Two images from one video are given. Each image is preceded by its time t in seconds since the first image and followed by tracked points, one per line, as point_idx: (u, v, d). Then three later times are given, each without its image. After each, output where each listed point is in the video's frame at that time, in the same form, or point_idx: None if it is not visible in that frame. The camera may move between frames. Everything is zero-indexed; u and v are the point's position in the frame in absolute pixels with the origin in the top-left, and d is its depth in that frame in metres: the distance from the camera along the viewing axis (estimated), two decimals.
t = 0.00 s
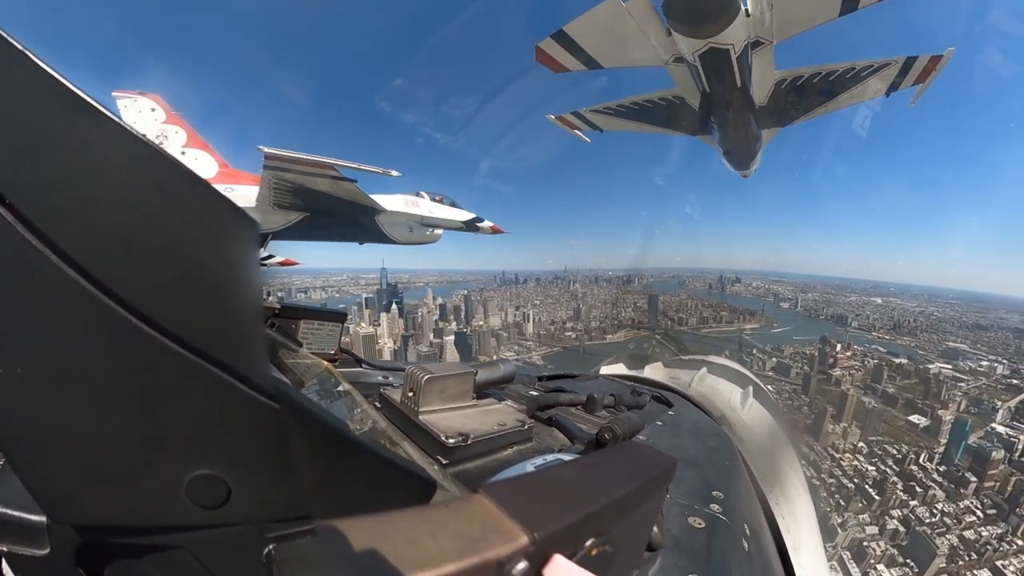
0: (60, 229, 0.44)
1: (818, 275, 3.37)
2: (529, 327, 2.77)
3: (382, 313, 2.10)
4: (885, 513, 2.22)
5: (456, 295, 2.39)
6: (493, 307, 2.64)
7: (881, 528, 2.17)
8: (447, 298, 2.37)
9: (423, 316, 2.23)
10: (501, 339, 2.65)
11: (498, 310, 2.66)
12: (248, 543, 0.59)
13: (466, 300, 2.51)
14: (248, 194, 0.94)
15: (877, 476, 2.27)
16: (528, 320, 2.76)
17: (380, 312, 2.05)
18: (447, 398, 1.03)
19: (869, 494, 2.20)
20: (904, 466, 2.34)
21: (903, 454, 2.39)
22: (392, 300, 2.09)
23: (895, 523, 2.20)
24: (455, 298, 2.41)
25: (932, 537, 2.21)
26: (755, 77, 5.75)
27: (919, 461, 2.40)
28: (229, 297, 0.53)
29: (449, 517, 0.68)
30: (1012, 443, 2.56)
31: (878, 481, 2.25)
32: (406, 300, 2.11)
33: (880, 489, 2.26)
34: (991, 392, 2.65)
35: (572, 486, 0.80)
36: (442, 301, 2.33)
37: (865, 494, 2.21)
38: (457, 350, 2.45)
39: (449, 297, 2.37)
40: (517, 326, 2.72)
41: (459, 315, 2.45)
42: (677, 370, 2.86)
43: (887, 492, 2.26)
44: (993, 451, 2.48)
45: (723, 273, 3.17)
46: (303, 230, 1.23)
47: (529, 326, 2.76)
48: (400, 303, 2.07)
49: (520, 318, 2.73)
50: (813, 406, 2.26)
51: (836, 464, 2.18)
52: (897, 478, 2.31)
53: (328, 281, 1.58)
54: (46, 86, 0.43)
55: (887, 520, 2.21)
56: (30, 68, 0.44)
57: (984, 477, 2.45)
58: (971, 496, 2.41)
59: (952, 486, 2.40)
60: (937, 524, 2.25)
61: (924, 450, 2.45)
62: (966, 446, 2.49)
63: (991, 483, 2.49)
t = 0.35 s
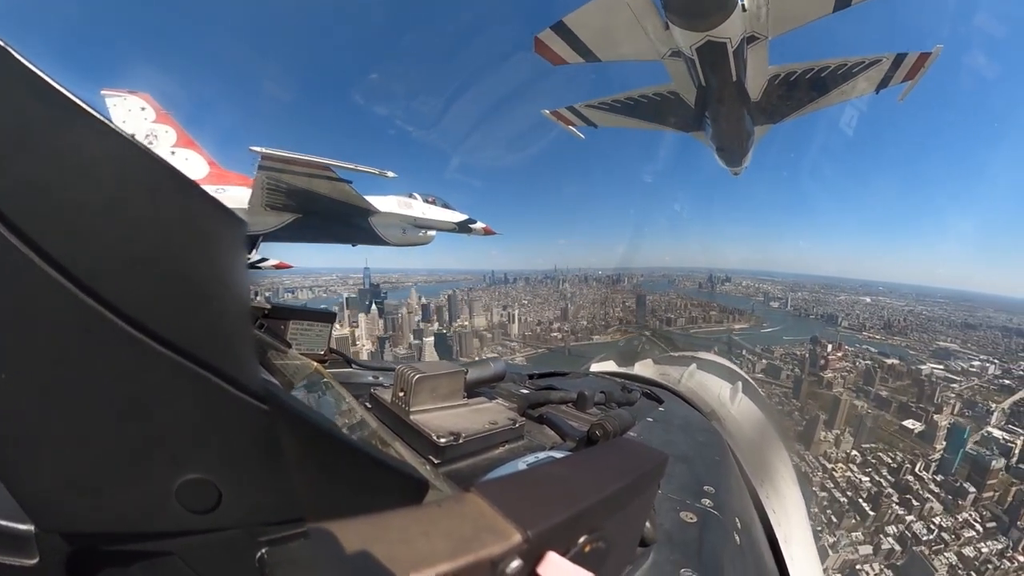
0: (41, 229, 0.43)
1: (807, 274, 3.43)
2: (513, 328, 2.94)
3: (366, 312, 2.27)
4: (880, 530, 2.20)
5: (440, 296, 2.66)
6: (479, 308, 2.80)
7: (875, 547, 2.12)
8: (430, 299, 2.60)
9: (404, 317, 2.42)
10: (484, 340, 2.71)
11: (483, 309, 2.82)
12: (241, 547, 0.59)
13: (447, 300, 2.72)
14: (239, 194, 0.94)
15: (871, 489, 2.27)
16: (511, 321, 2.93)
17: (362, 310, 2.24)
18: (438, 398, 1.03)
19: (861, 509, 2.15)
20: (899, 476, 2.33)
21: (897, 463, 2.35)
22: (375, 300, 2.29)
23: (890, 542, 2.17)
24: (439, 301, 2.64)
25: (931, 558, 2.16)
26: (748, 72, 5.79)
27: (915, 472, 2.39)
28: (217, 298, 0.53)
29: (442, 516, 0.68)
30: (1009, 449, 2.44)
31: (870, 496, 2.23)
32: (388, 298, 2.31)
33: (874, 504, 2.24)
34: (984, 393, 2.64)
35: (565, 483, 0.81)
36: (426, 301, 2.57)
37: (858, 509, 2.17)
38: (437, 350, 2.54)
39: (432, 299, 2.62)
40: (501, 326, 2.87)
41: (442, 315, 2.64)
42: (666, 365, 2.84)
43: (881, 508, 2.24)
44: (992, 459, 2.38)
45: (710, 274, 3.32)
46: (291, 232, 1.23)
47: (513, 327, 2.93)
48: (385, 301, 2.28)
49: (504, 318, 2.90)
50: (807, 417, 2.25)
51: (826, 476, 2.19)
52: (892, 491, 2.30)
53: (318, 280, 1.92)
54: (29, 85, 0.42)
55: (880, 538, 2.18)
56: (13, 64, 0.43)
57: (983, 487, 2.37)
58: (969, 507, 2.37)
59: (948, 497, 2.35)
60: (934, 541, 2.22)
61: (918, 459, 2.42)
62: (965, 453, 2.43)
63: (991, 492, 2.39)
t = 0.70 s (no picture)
0: (28, 225, 0.42)
1: (797, 274, 3.49)
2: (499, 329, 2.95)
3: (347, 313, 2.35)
4: (879, 552, 2.15)
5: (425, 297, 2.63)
6: (465, 308, 2.77)
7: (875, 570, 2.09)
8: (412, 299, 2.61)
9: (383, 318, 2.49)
10: (468, 341, 2.66)
11: (471, 309, 2.81)
12: (231, 548, 0.58)
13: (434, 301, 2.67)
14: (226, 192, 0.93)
15: (869, 509, 2.24)
16: (498, 321, 2.95)
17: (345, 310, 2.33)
18: (429, 398, 1.03)
19: (859, 527, 2.15)
20: (897, 491, 2.35)
21: (896, 476, 2.40)
22: (357, 300, 2.43)
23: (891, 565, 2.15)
24: (423, 301, 2.63)
25: None
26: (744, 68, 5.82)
27: (916, 484, 2.44)
28: (209, 298, 0.53)
29: (434, 516, 0.69)
30: (1012, 457, 2.52)
31: (868, 515, 2.20)
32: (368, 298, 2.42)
33: (873, 524, 2.22)
34: (981, 395, 2.65)
35: (557, 482, 0.82)
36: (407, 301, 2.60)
37: (856, 529, 2.14)
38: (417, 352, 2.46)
39: (418, 301, 2.62)
40: (486, 327, 2.87)
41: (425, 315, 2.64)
42: (658, 365, 2.87)
43: (881, 528, 2.22)
44: (997, 472, 2.45)
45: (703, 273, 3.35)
46: (280, 231, 1.23)
47: (499, 327, 2.92)
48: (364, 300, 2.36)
49: (491, 318, 2.92)
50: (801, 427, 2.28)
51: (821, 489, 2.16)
52: (892, 507, 2.30)
53: (304, 281, 2.16)
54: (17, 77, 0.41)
55: (881, 561, 2.14)
56: None
57: (988, 500, 2.43)
58: (972, 524, 2.40)
59: (950, 513, 2.40)
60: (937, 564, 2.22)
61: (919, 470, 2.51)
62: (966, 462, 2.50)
63: (996, 507, 2.45)
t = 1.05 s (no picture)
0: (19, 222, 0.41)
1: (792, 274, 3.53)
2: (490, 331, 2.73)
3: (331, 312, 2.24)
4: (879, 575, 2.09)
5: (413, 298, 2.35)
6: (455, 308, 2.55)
7: None
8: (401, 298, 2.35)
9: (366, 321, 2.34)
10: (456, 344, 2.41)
11: (462, 309, 2.59)
12: (225, 546, 0.58)
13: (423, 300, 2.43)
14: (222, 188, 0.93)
15: (870, 529, 2.25)
16: (489, 322, 2.71)
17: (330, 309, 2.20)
18: (424, 394, 1.04)
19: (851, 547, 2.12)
20: (900, 507, 2.34)
21: (898, 491, 2.40)
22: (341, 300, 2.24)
23: None
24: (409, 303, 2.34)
25: None
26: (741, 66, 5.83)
27: (918, 499, 2.38)
28: (204, 297, 0.53)
29: (429, 513, 0.69)
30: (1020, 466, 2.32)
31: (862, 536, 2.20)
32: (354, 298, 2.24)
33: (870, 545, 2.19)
34: (981, 398, 2.61)
35: (553, 477, 0.83)
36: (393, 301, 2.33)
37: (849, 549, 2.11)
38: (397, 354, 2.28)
39: (406, 300, 2.36)
40: (477, 328, 2.62)
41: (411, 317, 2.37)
42: (653, 363, 2.92)
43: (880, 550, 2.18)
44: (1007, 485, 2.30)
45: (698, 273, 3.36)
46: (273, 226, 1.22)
47: (489, 328, 2.68)
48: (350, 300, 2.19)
49: (484, 318, 2.70)
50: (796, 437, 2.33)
51: (818, 509, 2.20)
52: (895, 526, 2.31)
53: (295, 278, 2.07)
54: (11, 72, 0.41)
55: None
56: None
57: (996, 517, 2.28)
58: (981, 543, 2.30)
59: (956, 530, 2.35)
60: None
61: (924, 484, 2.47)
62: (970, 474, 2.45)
63: (1004, 524, 2.30)
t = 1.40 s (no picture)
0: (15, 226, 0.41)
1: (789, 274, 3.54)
2: (480, 331, 2.84)
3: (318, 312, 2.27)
4: None
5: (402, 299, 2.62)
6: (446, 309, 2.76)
7: None
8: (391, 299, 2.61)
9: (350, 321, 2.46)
10: (442, 343, 2.57)
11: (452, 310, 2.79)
12: (226, 548, 0.59)
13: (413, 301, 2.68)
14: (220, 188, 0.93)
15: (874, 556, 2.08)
16: (478, 323, 2.86)
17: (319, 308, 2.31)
18: (423, 395, 1.04)
19: None
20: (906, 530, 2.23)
21: (903, 510, 2.28)
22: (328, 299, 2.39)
23: None
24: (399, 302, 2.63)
25: None
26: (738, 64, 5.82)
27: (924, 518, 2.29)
28: (201, 299, 0.53)
29: (429, 513, 0.69)
30: None
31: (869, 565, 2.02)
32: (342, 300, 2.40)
33: None
34: (986, 403, 2.60)
35: (554, 477, 0.83)
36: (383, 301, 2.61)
37: None
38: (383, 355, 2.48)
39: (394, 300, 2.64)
40: (466, 329, 2.75)
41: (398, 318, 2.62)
42: (652, 362, 2.91)
43: None
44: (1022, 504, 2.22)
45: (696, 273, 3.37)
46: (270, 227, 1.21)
47: (479, 329, 2.83)
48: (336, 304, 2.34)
49: (473, 319, 2.85)
50: (796, 449, 2.26)
51: (818, 534, 2.02)
52: (900, 552, 2.15)
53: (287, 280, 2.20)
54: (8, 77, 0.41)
55: None
56: None
57: (1009, 539, 2.25)
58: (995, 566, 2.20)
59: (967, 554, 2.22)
60: None
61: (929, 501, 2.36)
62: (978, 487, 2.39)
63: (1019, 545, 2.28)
